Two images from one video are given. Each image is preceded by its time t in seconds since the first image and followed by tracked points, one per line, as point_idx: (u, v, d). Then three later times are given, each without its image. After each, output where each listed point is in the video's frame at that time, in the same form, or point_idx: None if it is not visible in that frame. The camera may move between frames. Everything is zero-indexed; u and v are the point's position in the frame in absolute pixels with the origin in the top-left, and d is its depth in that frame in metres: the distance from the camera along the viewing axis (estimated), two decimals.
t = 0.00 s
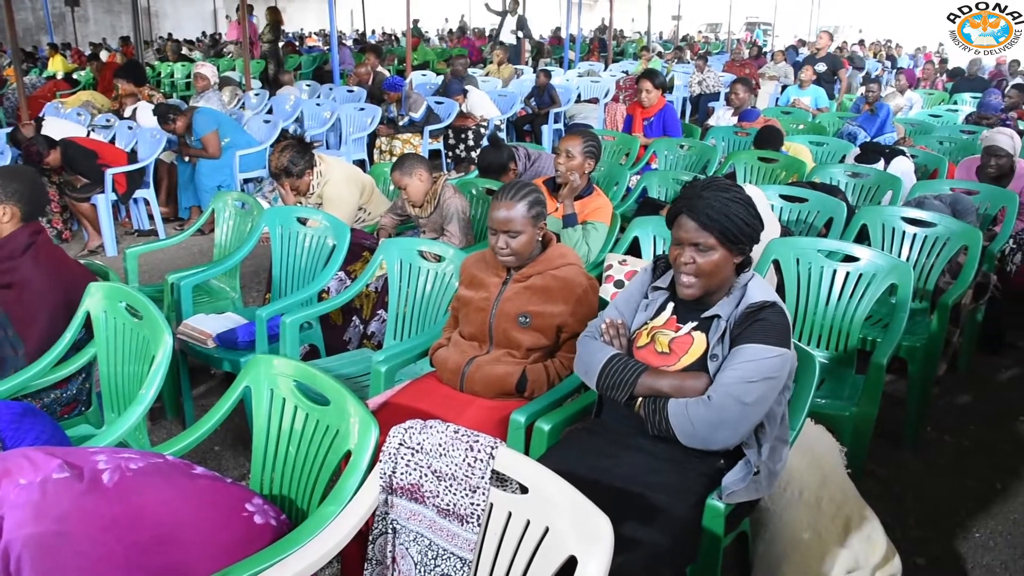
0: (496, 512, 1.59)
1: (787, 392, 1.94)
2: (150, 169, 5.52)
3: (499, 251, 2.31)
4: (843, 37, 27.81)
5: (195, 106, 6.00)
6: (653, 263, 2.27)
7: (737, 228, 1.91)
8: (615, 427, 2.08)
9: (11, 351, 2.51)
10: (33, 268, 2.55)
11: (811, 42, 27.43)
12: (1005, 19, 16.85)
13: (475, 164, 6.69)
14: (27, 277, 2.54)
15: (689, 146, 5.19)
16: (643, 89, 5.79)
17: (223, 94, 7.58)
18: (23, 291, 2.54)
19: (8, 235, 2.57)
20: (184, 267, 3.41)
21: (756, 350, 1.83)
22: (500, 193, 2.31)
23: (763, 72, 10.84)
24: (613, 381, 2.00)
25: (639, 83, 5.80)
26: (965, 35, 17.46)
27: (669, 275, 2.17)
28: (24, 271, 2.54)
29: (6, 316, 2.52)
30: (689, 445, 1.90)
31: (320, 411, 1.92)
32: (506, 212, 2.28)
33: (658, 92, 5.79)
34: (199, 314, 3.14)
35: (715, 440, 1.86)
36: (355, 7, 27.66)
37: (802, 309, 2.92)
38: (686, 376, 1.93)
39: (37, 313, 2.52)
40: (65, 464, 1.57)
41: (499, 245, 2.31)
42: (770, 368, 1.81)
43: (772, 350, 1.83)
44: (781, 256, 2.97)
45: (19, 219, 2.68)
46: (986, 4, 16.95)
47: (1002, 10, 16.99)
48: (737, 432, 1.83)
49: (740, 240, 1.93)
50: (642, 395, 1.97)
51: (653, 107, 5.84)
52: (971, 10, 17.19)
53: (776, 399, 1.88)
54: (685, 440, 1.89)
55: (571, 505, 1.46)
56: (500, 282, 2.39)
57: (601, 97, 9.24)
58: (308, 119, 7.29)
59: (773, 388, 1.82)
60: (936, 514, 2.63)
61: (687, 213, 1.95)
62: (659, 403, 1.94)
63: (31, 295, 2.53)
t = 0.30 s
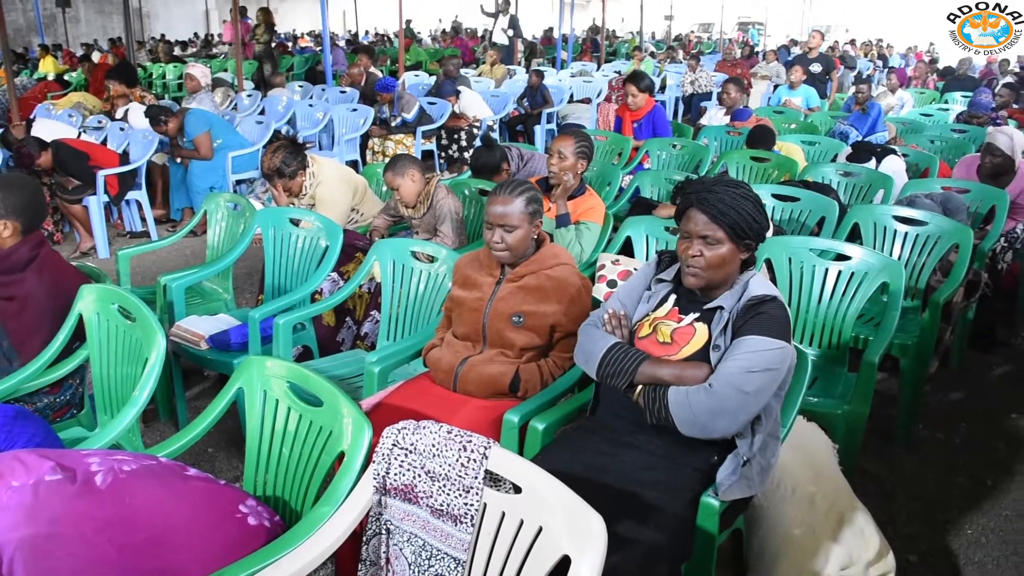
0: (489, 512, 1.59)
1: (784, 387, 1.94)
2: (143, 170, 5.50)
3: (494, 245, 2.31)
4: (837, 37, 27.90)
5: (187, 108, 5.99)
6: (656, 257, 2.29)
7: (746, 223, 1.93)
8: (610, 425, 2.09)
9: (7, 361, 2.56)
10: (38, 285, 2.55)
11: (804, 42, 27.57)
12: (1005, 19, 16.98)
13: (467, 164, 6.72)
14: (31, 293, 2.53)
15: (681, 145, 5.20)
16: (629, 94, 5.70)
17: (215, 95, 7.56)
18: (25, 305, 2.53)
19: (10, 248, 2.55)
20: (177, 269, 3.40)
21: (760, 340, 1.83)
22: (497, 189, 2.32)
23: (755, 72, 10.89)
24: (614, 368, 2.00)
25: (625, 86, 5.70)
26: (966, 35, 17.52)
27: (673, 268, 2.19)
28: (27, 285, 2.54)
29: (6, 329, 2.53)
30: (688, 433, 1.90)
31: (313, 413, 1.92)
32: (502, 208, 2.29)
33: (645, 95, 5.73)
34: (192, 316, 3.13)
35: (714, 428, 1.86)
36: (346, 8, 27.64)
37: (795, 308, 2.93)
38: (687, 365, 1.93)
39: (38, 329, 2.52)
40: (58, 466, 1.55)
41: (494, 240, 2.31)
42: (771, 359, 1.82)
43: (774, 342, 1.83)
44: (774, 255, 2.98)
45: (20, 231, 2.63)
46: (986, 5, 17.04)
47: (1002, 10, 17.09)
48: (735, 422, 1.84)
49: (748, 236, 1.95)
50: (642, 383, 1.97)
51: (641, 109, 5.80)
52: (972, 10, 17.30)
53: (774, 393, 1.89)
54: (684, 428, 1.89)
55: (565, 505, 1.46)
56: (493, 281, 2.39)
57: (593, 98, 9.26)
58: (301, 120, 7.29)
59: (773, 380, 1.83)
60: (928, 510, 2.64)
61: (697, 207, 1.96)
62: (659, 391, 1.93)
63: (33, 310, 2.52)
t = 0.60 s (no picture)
0: (475, 511, 1.59)
1: (763, 387, 1.95)
2: (126, 171, 5.47)
3: (476, 251, 2.32)
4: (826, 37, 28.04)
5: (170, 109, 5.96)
6: (629, 260, 2.28)
7: (709, 232, 1.92)
8: (593, 424, 2.09)
9: None
10: (30, 295, 2.52)
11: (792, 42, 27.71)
12: (1005, 19, 17.10)
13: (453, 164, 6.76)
14: (23, 302, 2.51)
15: (665, 144, 5.22)
16: (609, 96, 5.73)
17: (199, 96, 7.52)
18: (16, 314, 2.50)
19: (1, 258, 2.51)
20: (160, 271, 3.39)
21: (732, 346, 1.85)
22: (478, 194, 2.32)
23: (739, 71, 10.95)
24: (590, 378, 2.02)
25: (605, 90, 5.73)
26: (966, 34, 17.65)
27: (643, 273, 2.19)
28: (20, 294, 2.52)
29: None
30: (665, 441, 1.91)
31: (298, 413, 1.92)
32: (482, 213, 2.29)
33: (625, 96, 5.75)
34: (176, 317, 3.12)
35: (691, 435, 1.87)
36: (331, 8, 27.54)
37: (778, 307, 2.95)
38: (662, 373, 1.94)
39: (29, 337, 2.51)
40: (40, 469, 1.52)
41: (476, 246, 2.32)
42: (745, 364, 1.83)
43: (748, 346, 1.85)
44: (757, 255, 3.00)
45: (14, 242, 2.57)
46: (987, 4, 17.06)
47: (1002, 10, 17.18)
48: (712, 428, 1.85)
49: (713, 243, 1.94)
50: (618, 393, 1.98)
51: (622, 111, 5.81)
52: (972, 9, 17.52)
53: (751, 395, 1.90)
54: (662, 436, 1.91)
55: (549, 503, 1.46)
56: (477, 282, 2.40)
57: (579, 98, 9.29)
58: (285, 120, 7.27)
59: (749, 383, 1.84)
60: (911, 507, 2.67)
61: (657, 222, 1.95)
62: (636, 401, 1.95)
63: (25, 319, 2.50)
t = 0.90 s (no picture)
0: (463, 511, 1.59)
1: (753, 385, 1.97)
2: (113, 171, 5.45)
3: (467, 247, 2.32)
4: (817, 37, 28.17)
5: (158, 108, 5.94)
6: (622, 258, 2.29)
7: (706, 224, 1.94)
8: (581, 423, 2.10)
9: None
10: (17, 295, 2.51)
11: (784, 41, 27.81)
12: (1005, 19, 17.20)
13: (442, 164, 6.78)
14: (9, 302, 2.49)
15: (654, 143, 5.23)
16: (596, 98, 5.70)
17: (186, 96, 7.50)
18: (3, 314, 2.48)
19: None
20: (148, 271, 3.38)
21: (725, 341, 1.85)
22: (470, 191, 2.32)
23: (727, 71, 11.00)
24: (582, 372, 2.02)
25: (592, 91, 5.69)
26: (965, 35, 17.79)
27: (638, 269, 2.20)
28: (6, 294, 2.50)
29: None
30: (657, 435, 1.92)
31: (286, 414, 1.92)
32: (475, 209, 2.29)
33: (613, 97, 5.72)
34: (164, 318, 3.11)
35: (683, 429, 1.88)
36: (320, 7, 27.47)
37: (766, 305, 2.96)
38: (655, 367, 1.95)
39: (15, 337, 2.49)
40: (27, 471, 1.51)
41: (467, 242, 2.32)
42: (737, 359, 1.84)
43: (741, 341, 1.85)
44: (745, 253, 3.01)
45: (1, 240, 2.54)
46: (987, 5, 17.14)
47: (1002, 10, 17.29)
48: (704, 423, 1.86)
49: (709, 236, 1.96)
50: (610, 387, 1.98)
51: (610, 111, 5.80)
52: (971, 9, 17.52)
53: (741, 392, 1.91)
54: (653, 430, 1.91)
55: (538, 503, 1.46)
56: (466, 281, 2.40)
57: (567, 97, 9.31)
58: (274, 120, 7.27)
59: (741, 379, 1.85)
60: (898, 504, 2.69)
61: (656, 211, 1.96)
62: (628, 394, 1.95)
63: (11, 319, 2.49)
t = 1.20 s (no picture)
0: (461, 512, 1.59)
1: (750, 385, 1.97)
2: (111, 173, 5.46)
3: (464, 249, 2.33)
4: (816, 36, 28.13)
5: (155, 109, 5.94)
6: (620, 259, 2.29)
7: (702, 229, 1.94)
8: (579, 424, 2.10)
9: None
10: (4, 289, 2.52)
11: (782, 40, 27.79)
12: (1005, 19, 17.08)
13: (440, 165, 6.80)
14: None
15: (651, 144, 5.24)
16: (595, 96, 5.76)
17: (184, 97, 7.51)
18: None
19: None
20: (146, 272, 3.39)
21: (722, 341, 1.85)
22: (466, 193, 2.32)
23: (725, 71, 11.00)
24: (579, 373, 2.03)
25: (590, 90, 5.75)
26: (966, 34, 17.78)
27: (635, 270, 2.20)
28: None
29: None
30: (654, 436, 1.93)
31: (284, 415, 1.92)
32: (471, 211, 2.30)
33: (610, 96, 5.79)
34: (162, 318, 3.11)
35: (679, 430, 1.89)
36: (318, 8, 27.47)
37: (764, 305, 2.97)
38: (652, 367, 1.96)
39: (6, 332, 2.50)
40: (24, 473, 1.52)
41: (464, 244, 2.33)
42: (734, 359, 1.84)
43: (737, 342, 1.85)
44: (743, 253, 3.02)
45: None
46: (986, 5, 17.03)
47: (1002, 10, 17.24)
48: (700, 423, 1.87)
49: (705, 240, 1.96)
50: (607, 388, 1.99)
51: (608, 111, 5.83)
52: (971, 10, 17.35)
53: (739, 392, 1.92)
54: (650, 431, 1.92)
55: (536, 503, 1.47)
56: (464, 282, 2.40)
57: (565, 97, 9.32)
58: (271, 121, 7.28)
59: (738, 379, 1.85)
60: (897, 503, 2.69)
61: (651, 216, 1.96)
62: (625, 395, 1.96)
63: None
